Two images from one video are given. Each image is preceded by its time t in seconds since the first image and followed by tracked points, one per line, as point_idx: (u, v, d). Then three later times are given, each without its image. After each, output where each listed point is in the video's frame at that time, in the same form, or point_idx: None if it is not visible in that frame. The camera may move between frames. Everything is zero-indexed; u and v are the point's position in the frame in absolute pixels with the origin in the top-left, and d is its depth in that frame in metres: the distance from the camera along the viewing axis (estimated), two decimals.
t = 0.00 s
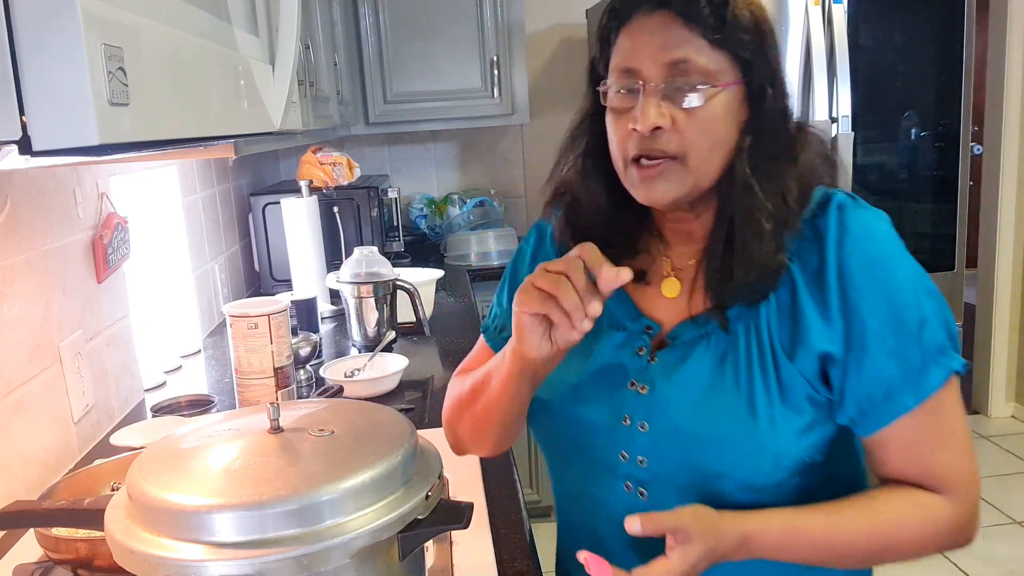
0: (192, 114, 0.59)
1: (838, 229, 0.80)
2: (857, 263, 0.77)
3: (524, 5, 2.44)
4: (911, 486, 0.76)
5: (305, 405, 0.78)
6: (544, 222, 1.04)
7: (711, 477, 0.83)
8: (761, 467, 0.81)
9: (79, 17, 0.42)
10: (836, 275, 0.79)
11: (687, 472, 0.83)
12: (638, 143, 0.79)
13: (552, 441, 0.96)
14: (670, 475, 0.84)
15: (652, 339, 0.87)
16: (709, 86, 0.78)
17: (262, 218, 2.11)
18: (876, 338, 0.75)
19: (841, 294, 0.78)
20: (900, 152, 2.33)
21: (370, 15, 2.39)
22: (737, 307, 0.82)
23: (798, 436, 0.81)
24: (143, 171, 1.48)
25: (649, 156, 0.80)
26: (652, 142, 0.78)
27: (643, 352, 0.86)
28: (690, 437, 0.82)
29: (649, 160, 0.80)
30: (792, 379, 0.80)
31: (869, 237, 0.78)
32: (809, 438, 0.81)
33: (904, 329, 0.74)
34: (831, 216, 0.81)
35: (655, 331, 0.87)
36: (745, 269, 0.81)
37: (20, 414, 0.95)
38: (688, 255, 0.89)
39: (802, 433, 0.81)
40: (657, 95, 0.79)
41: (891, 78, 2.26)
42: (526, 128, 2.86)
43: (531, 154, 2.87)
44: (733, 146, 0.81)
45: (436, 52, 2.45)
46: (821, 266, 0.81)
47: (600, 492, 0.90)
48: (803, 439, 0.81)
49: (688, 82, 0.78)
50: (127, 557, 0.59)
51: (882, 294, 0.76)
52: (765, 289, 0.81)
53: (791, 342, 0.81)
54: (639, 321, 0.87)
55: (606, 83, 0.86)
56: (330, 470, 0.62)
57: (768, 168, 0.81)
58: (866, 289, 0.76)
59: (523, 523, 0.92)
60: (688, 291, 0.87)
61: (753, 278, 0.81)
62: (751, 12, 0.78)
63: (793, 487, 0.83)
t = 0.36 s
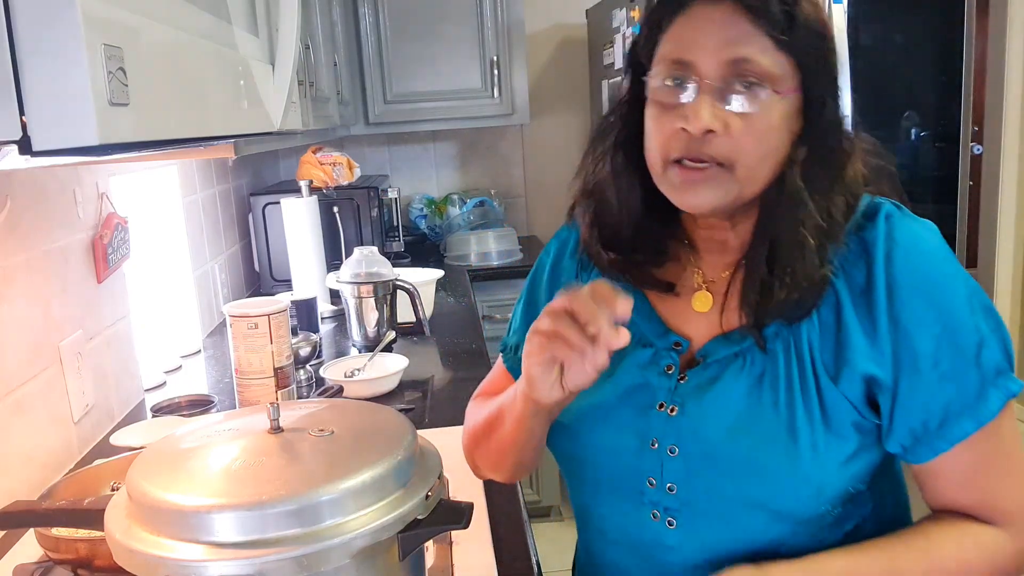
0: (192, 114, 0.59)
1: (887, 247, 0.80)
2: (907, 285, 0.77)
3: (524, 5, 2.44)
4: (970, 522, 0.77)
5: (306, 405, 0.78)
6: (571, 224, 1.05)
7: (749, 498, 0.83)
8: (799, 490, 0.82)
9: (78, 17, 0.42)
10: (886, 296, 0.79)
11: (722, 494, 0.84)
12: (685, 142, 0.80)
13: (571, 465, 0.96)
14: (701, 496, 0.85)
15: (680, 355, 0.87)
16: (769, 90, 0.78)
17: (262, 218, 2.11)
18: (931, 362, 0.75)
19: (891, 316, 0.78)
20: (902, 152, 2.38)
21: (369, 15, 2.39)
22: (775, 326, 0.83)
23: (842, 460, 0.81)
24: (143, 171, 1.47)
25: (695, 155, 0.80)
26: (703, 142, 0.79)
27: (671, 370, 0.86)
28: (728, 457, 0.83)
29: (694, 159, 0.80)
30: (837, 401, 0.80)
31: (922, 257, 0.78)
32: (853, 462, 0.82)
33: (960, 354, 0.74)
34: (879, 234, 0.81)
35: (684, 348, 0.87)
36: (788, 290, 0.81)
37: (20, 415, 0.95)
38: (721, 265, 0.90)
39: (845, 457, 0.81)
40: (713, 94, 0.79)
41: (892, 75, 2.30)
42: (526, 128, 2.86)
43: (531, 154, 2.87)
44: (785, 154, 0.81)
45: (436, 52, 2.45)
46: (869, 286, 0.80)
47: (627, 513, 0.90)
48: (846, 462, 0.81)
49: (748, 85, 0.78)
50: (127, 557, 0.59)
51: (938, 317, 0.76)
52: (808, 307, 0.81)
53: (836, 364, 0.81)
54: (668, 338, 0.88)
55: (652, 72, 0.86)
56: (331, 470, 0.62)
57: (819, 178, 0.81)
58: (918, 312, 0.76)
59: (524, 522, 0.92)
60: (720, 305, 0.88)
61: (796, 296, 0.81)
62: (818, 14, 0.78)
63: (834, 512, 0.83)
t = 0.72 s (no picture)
0: (193, 113, 0.59)
1: (923, 259, 0.81)
2: (943, 296, 0.78)
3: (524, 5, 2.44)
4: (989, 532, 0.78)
5: (306, 405, 0.78)
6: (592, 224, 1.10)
7: (770, 504, 0.85)
8: (821, 499, 0.83)
9: (78, 17, 0.42)
10: (919, 308, 0.79)
11: (743, 499, 0.85)
12: (719, 145, 0.82)
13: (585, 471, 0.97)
14: (721, 502, 0.86)
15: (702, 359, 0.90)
16: (806, 97, 0.80)
17: (262, 218, 2.11)
18: (966, 376, 0.76)
19: (924, 329, 0.79)
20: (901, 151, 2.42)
21: (369, 15, 2.39)
22: (805, 333, 0.84)
23: (868, 471, 0.82)
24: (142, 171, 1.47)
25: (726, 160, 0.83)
26: (735, 146, 0.81)
27: (692, 374, 0.88)
28: (752, 463, 0.84)
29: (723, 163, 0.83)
30: (865, 410, 0.82)
31: (956, 270, 0.79)
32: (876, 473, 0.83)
33: (995, 367, 0.75)
34: (914, 247, 0.82)
35: (706, 353, 0.89)
36: (819, 298, 0.83)
37: (19, 415, 0.95)
38: (747, 273, 0.93)
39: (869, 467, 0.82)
40: (748, 98, 0.81)
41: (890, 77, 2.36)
42: (527, 128, 2.86)
43: (532, 154, 2.87)
44: (819, 162, 0.84)
45: (435, 52, 2.45)
46: (902, 298, 0.81)
47: (640, 518, 0.91)
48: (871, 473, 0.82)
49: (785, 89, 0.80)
50: (127, 557, 0.59)
51: (974, 331, 0.76)
52: (838, 316, 0.83)
53: (866, 374, 0.82)
54: (689, 343, 0.90)
55: (687, 73, 0.88)
56: (331, 470, 0.62)
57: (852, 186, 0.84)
58: (952, 325, 0.77)
59: (524, 522, 0.92)
60: (743, 311, 0.91)
61: (830, 309, 0.82)
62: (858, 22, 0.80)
63: (855, 521, 0.84)
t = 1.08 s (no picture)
0: (193, 113, 0.59)
1: (917, 258, 0.81)
2: (938, 296, 0.78)
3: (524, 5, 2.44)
4: (987, 537, 0.78)
5: (306, 405, 0.78)
6: (593, 224, 1.12)
7: (761, 504, 0.85)
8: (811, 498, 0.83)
9: (79, 18, 0.42)
10: (913, 307, 0.79)
11: (733, 498, 0.85)
12: (710, 137, 0.83)
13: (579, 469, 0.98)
14: (712, 501, 0.86)
15: (696, 358, 0.90)
16: (797, 88, 0.80)
17: (262, 218, 2.11)
18: (961, 377, 0.76)
19: (917, 328, 0.79)
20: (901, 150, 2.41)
21: (369, 15, 2.39)
22: (797, 329, 0.84)
23: (859, 471, 0.82)
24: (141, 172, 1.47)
25: (718, 152, 0.83)
26: (726, 137, 0.81)
27: (685, 372, 0.89)
28: (743, 461, 0.84)
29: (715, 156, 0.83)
30: (857, 409, 0.82)
31: (951, 271, 0.78)
32: (866, 474, 0.82)
33: (990, 368, 0.75)
34: (909, 246, 0.82)
35: (700, 351, 0.90)
36: (813, 296, 0.83)
37: (20, 415, 0.95)
38: (744, 272, 0.93)
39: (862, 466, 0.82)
40: (739, 91, 0.81)
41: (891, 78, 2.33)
42: (526, 128, 2.86)
43: (531, 154, 2.87)
44: (813, 158, 0.84)
45: (435, 52, 2.45)
46: (896, 297, 0.81)
47: (631, 514, 0.92)
48: (863, 473, 0.82)
49: (775, 81, 0.81)
50: (127, 557, 0.59)
51: (969, 331, 0.76)
52: (832, 314, 0.83)
53: (859, 374, 0.82)
54: (683, 342, 0.90)
55: (681, 69, 0.89)
56: (331, 471, 0.62)
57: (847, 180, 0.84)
58: (946, 325, 0.77)
59: (523, 522, 0.92)
60: (740, 310, 0.91)
61: (823, 305, 0.83)
62: (850, 17, 0.81)
63: (846, 522, 0.84)
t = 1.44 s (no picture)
0: (193, 113, 0.59)
1: (913, 258, 0.80)
2: (933, 296, 0.77)
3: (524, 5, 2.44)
4: (983, 540, 0.78)
5: (306, 405, 0.78)
6: (592, 227, 1.13)
7: (755, 504, 0.84)
8: (804, 497, 0.82)
9: (78, 18, 0.42)
10: (908, 307, 0.79)
11: (727, 497, 0.85)
12: (700, 135, 0.83)
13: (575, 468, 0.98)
14: (706, 500, 0.86)
15: (693, 358, 0.90)
16: (786, 84, 0.80)
17: (262, 218, 2.11)
18: (957, 378, 0.75)
19: (912, 329, 0.79)
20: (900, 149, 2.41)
21: (369, 15, 2.39)
22: (791, 330, 0.84)
23: (852, 471, 0.82)
24: (141, 172, 1.47)
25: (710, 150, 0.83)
26: (716, 135, 0.82)
27: (680, 372, 0.89)
28: (738, 460, 0.84)
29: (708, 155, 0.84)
30: (851, 410, 0.81)
31: (947, 270, 0.78)
32: (859, 475, 0.82)
33: (986, 369, 0.74)
34: (904, 247, 0.82)
35: (697, 351, 0.90)
36: (807, 296, 0.83)
37: (20, 414, 0.95)
38: (740, 273, 0.93)
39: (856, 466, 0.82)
40: (728, 88, 0.82)
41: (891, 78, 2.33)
42: (526, 128, 2.85)
43: (531, 154, 2.87)
44: (804, 156, 0.84)
45: (435, 51, 2.45)
46: (891, 297, 0.81)
47: (626, 512, 0.92)
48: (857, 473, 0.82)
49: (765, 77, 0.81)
50: (127, 557, 0.58)
51: (966, 332, 0.75)
52: (827, 315, 0.83)
53: (853, 373, 0.82)
54: (680, 342, 0.91)
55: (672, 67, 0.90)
56: (330, 471, 0.62)
57: (840, 177, 0.84)
58: (942, 326, 0.76)
59: (523, 521, 0.92)
60: (736, 310, 0.91)
61: (819, 304, 0.83)
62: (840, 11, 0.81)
63: (840, 522, 0.83)
